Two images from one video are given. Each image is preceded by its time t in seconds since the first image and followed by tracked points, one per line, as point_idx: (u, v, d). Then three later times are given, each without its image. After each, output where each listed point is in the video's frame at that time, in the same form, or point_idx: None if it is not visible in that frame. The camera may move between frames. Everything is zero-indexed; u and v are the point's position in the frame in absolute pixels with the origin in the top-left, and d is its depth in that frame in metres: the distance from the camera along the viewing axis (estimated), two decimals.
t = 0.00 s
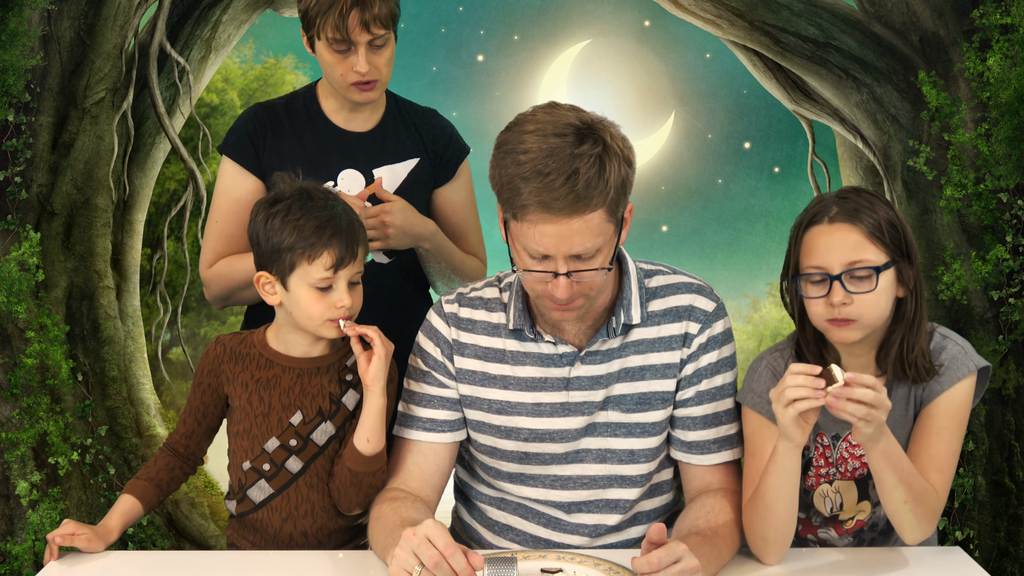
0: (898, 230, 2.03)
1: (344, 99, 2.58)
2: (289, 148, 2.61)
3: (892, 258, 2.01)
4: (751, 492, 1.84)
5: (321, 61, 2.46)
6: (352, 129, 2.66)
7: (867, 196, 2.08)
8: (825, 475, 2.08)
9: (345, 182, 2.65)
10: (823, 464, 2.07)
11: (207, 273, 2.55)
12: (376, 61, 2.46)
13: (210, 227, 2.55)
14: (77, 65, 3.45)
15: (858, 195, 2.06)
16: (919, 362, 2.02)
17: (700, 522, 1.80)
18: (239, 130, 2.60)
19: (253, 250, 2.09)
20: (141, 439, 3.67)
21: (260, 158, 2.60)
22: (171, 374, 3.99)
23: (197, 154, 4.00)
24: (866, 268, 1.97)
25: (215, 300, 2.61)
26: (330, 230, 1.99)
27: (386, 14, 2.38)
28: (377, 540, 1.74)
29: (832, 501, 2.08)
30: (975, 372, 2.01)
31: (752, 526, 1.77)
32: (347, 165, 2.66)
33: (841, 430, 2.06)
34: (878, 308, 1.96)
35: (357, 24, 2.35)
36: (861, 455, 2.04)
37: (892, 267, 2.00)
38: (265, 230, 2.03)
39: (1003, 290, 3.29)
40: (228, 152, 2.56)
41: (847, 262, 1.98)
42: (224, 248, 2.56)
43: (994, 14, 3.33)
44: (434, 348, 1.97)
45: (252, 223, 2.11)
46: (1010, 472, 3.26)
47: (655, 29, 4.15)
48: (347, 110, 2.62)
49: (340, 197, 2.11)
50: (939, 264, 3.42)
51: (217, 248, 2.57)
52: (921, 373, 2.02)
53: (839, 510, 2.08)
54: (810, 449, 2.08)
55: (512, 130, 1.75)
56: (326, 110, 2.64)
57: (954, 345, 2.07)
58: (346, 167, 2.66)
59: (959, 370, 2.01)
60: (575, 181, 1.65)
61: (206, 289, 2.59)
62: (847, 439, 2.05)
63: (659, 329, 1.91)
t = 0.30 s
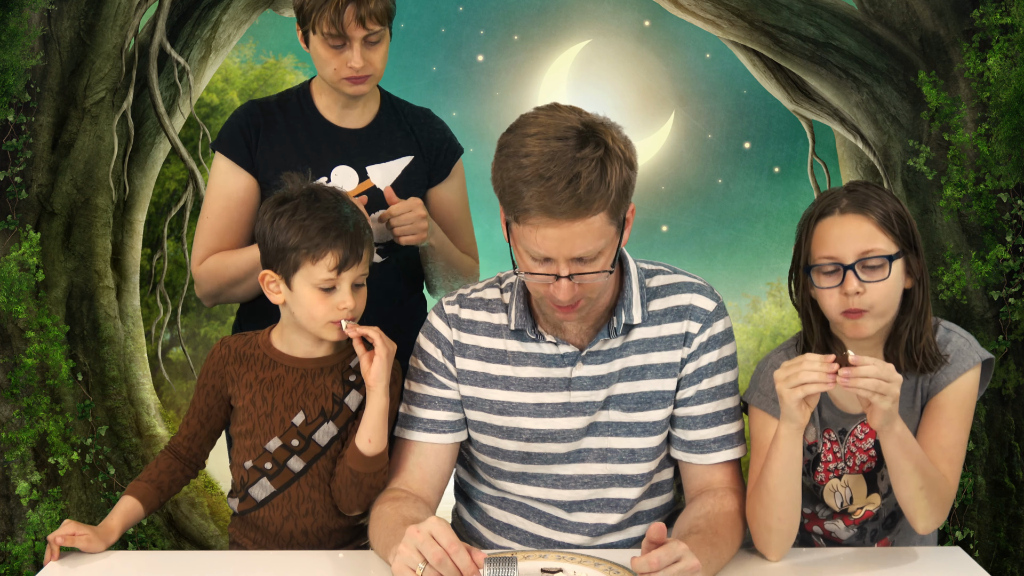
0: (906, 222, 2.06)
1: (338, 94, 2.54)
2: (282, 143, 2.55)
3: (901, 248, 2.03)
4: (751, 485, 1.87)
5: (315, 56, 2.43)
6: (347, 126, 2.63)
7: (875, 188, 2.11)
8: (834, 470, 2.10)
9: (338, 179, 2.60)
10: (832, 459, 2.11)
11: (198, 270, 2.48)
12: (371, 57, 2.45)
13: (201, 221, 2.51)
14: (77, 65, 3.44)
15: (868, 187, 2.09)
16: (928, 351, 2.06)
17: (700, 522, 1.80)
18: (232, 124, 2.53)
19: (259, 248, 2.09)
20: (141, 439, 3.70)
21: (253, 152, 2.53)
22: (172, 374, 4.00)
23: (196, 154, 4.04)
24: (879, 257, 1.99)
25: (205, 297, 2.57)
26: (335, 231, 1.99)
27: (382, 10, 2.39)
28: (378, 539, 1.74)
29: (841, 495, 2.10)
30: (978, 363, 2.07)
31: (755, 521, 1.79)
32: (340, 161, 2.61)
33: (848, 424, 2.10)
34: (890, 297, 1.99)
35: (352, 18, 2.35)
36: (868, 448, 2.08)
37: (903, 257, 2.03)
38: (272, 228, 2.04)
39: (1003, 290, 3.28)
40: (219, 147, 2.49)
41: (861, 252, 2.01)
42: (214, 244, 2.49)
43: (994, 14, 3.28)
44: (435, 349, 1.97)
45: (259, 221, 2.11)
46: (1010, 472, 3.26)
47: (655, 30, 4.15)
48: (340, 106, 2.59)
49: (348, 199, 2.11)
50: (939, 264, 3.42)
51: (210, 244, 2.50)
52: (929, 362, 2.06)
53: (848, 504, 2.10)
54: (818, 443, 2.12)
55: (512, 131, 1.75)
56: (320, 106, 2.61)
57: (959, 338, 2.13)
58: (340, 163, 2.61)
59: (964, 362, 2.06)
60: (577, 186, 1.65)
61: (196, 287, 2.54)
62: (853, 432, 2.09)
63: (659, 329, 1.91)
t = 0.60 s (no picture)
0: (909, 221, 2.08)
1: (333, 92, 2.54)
2: (275, 142, 2.55)
3: (904, 247, 2.05)
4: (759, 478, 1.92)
5: (312, 55, 2.43)
6: (341, 124, 2.63)
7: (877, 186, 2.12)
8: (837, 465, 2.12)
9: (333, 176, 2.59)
10: (835, 454, 2.12)
11: (191, 268, 2.47)
12: (368, 55, 2.44)
13: (194, 220, 2.49)
14: (77, 65, 3.44)
15: (873, 186, 2.10)
16: (930, 347, 2.07)
17: (701, 521, 1.80)
18: (226, 123, 2.53)
19: (260, 247, 2.09)
20: (141, 439, 3.70)
21: (246, 151, 2.52)
22: (172, 374, 4.01)
23: (196, 154, 4.04)
24: (883, 256, 2.00)
25: (198, 295, 2.56)
26: (335, 227, 1.99)
27: (379, 7, 2.39)
28: (377, 539, 1.74)
29: (844, 491, 2.11)
30: (980, 359, 2.08)
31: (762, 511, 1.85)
32: (334, 158, 2.61)
33: (851, 419, 2.12)
34: (894, 296, 2.00)
35: (350, 16, 2.35)
36: (871, 443, 2.10)
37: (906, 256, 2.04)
38: (272, 227, 2.04)
39: (1003, 290, 3.28)
40: (213, 145, 2.48)
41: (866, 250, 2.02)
42: (207, 242, 2.48)
43: (994, 14, 3.28)
44: (438, 348, 1.97)
45: (259, 221, 2.12)
46: (1010, 472, 3.26)
47: (655, 30, 4.15)
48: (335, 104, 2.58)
49: (348, 198, 2.11)
50: (939, 264, 3.42)
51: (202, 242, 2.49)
52: (931, 359, 2.06)
53: (851, 500, 2.11)
54: (822, 439, 2.13)
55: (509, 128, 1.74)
56: (315, 105, 2.61)
57: (960, 335, 2.14)
58: (333, 161, 2.60)
59: (967, 358, 2.06)
60: (570, 181, 1.65)
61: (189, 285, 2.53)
62: (856, 427, 2.11)
63: (662, 328, 1.91)
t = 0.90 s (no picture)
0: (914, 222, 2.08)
1: (330, 93, 2.54)
2: (270, 143, 2.55)
3: (909, 248, 2.05)
4: (769, 480, 1.93)
5: (310, 57, 2.43)
6: (337, 124, 2.62)
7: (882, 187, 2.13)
8: (840, 462, 2.14)
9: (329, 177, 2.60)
10: (838, 452, 2.14)
11: (187, 267, 2.48)
12: (366, 57, 2.44)
13: (189, 221, 2.50)
14: (77, 65, 3.44)
15: (877, 186, 2.10)
16: (931, 347, 2.08)
17: (701, 521, 1.80)
18: (221, 123, 2.52)
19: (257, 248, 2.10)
20: (141, 439, 3.70)
21: (241, 152, 2.52)
22: (171, 374, 4.01)
23: (196, 154, 4.03)
24: (889, 258, 2.00)
25: (193, 294, 2.56)
26: (331, 227, 1.99)
27: (378, 10, 2.39)
28: (378, 540, 1.74)
29: (846, 488, 2.13)
30: (981, 361, 2.10)
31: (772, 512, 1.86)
32: (330, 159, 2.61)
33: (854, 418, 2.14)
34: (900, 298, 2.01)
35: (349, 19, 2.35)
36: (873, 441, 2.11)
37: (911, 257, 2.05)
38: (269, 227, 2.04)
39: (1004, 290, 3.28)
40: (208, 146, 2.48)
41: (872, 252, 2.02)
42: (202, 242, 2.48)
43: (994, 14, 3.29)
44: (438, 348, 1.97)
45: (258, 220, 2.12)
46: (1010, 472, 3.26)
47: (655, 29, 4.15)
48: (332, 105, 2.58)
49: (345, 197, 2.11)
50: (939, 264, 3.41)
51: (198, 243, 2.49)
52: (933, 358, 2.08)
53: (852, 497, 2.13)
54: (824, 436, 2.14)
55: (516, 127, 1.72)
56: (311, 105, 2.60)
57: (962, 336, 2.15)
58: (330, 162, 2.61)
59: (967, 359, 2.09)
60: (585, 157, 1.63)
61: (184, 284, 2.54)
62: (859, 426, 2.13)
63: (663, 328, 1.91)
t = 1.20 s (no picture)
0: (920, 227, 2.09)
1: (330, 94, 2.54)
2: (270, 143, 2.55)
3: (914, 253, 2.06)
4: (773, 481, 1.94)
5: (310, 57, 2.43)
6: (336, 124, 2.62)
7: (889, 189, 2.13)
8: (841, 464, 2.15)
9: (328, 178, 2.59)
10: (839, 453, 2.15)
11: (186, 267, 2.47)
12: (365, 58, 2.44)
13: (188, 220, 2.49)
14: (77, 65, 3.44)
15: (885, 190, 2.10)
16: (933, 351, 2.08)
17: (702, 522, 1.80)
18: (221, 123, 2.52)
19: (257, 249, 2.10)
20: (141, 439, 3.71)
21: (241, 152, 2.52)
22: (171, 374, 4.01)
23: (196, 154, 4.04)
24: (893, 265, 2.02)
25: (192, 294, 2.56)
26: (329, 227, 1.99)
27: (378, 11, 2.39)
28: (377, 541, 1.74)
29: (846, 489, 2.15)
30: (982, 366, 2.10)
31: (773, 509, 1.86)
32: (330, 159, 2.61)
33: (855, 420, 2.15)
34: (903, 304, 2.02)
35: (349, 20, 2.34)
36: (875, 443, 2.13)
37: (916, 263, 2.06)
38: (268, 228, 2.04)
39: (1004, 290, 3.29)
40: (207, 146, 2.48)
41: (877, 258, 2.03)
42: (202, 242, 2.48)
43: (994, 14, 3.29)
44: (437, 347, 1.97)
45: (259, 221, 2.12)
46: (1010, 472, 3.26)
47: (655, 30, 4.16)
48: (331, 106, 2.58)
49: (345, 197, 2.11)
50: (939, 264, 3.40)
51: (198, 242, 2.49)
52: (933, 363, 2.08)
53: (853, 498, 2.15)
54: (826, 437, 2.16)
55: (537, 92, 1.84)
56: (310, 105, 2.60)
57: (964, 340, 2.15)
58: (329, 162, 2.61)
59: (968, 364, 2.08)
60: (584, 99, 1.80)
61: (184, 283, 2.53)
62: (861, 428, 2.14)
63: (662, 329, 1.92)
